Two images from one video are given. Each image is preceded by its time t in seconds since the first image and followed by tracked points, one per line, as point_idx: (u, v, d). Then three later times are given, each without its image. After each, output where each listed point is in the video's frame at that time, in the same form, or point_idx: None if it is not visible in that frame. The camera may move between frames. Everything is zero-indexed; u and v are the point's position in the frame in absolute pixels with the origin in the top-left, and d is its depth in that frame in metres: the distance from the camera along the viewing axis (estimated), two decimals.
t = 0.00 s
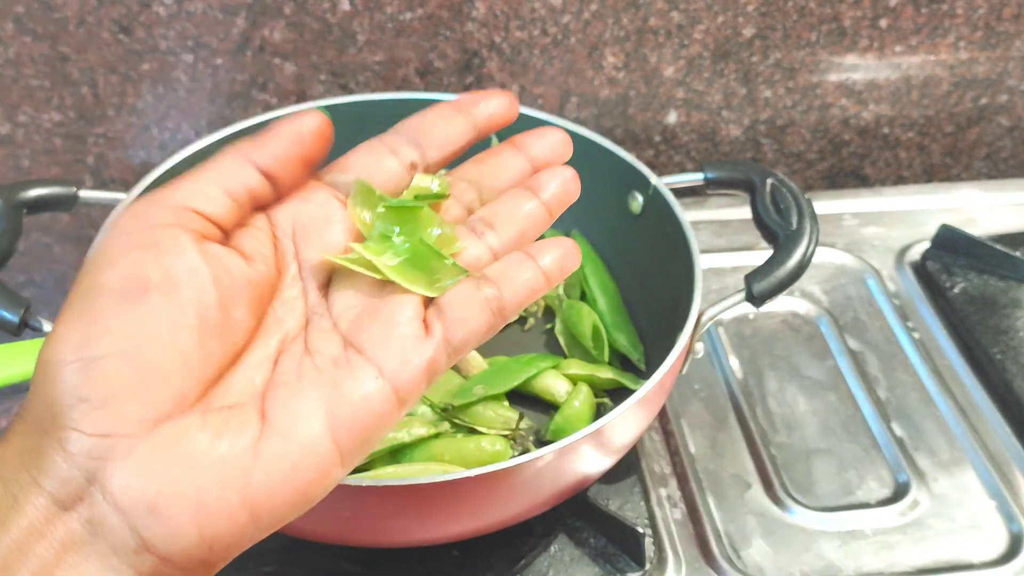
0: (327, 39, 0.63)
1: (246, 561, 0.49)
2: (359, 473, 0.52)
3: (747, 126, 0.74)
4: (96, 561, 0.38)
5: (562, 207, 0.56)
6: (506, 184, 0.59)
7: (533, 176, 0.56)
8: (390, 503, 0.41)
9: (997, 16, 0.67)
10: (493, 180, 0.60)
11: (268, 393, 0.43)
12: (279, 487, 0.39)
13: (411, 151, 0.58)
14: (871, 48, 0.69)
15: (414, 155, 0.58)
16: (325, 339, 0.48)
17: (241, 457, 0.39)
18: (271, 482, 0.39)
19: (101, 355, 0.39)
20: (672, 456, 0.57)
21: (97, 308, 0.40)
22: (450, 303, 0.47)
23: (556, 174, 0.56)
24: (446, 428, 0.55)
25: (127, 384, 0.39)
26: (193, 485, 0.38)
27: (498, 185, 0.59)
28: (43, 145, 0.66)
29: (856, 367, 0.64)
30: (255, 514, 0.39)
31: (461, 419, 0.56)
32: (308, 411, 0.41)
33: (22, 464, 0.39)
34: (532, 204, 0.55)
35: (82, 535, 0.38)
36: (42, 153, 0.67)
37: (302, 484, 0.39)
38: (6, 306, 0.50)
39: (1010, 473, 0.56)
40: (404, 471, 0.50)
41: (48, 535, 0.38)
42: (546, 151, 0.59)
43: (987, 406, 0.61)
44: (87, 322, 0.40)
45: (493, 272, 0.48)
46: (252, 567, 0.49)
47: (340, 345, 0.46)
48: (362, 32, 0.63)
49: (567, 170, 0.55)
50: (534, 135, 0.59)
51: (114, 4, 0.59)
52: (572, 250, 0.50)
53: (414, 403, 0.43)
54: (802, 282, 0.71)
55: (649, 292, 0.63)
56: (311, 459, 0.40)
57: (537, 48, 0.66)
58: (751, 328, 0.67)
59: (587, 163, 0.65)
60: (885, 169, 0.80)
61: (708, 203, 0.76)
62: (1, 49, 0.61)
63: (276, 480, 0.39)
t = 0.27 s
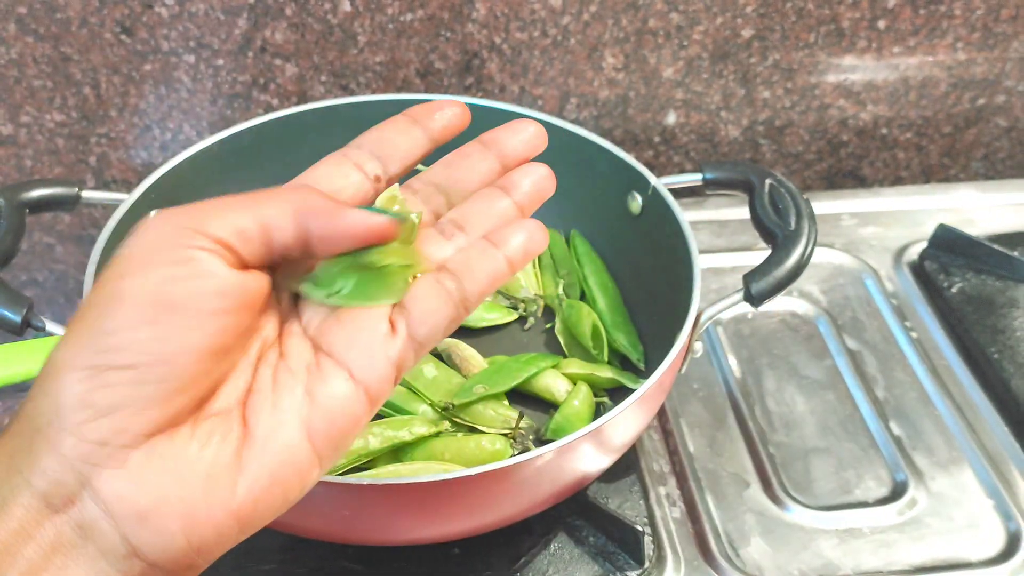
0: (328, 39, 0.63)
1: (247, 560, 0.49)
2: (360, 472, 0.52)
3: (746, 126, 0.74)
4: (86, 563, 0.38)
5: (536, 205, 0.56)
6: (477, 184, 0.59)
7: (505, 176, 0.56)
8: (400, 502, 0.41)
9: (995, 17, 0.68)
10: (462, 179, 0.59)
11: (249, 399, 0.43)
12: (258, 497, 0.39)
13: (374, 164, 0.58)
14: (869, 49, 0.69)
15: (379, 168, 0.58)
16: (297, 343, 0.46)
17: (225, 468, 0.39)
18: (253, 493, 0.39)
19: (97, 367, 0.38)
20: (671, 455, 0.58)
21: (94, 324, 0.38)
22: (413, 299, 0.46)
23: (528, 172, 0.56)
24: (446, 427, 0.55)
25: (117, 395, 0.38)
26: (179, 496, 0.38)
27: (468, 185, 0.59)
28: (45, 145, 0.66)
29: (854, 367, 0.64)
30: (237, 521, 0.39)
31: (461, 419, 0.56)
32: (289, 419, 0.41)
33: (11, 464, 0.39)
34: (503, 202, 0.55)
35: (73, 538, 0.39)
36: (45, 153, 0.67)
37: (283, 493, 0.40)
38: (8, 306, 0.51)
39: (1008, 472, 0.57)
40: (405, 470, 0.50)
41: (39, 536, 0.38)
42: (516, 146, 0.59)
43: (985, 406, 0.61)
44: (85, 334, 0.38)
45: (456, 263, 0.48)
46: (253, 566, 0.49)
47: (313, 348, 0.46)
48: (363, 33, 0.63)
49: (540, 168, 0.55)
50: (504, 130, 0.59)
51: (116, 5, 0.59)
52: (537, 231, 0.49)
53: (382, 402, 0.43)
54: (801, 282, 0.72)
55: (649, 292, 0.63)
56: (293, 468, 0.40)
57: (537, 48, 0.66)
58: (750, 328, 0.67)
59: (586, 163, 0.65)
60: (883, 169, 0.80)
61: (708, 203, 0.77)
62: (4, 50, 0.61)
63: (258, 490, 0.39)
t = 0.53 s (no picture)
0: (328, 40, 0.63)
1: (247, 560, 0.49)
2: (360, 472, 0.52)
3: (746, 126, 0.74)
4: (61, 557, 0.38)
5: (516, 187, 0.56)
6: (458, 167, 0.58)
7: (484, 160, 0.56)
8: (403, 502, 0.41)
9: (995, 16, 0.68)
10: (443, 164, 0.58)
11: (219, 388, 0.43)
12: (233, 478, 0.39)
13: (360, 158, 0.57)
14: (869, 49, 0.69)
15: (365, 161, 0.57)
16: (281, 337, 0.47)
17: (194, 452, 0.39)
18: (224, 475, 0.39)
19: (47, 365, 0.39)
20: (671, 455, 0.58)
21: (37, 325, 0.40)
22: (405, 294, 0.48)
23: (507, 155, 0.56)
24: (446, 427, 0.55)
25: (74, 390, 0.39)
26: (149, 481, 0.38)
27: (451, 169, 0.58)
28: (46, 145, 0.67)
29: (854, 367, 0.64)
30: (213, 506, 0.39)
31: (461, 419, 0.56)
32: (260, 404, 0.41)
33: None
34: (486, 188, 0.55)
35: (47, 534, 0.38)
36: (45, 153, 0.68)
37: (256, 475, 0.40)
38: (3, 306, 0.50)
39: (1008, 472, 0.57)
40: (405, 470, 0.50)
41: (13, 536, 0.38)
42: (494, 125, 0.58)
43: (984, 405, 0.61)
44: (30, 337, 0.40)
45: (447, 261, 0.49)
46: (253, 566, 0.49)
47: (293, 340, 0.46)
48: (363, 33, 0.63)
49: (519, 150, 0.55)
50: (483, 110, 0.57)
51: (116, 5, 0.59)
52: (529, 230, 0.50)
53: (371, 395, 0.44)
54: (801, 282, 0.72)
55: (648, 292, 0.63)
56: (266, 451, 0.40)
57: (537, 49, 0.66)
58: (750, 328, 0.67)
59: (586, 163, 0.65)
60: (883, 169, 0.80)
61: (707, 203, 0.77)
62: (4, 50, 0.61)
63: (229, 473, 0.39)
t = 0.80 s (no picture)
0: (328, 40, 0.63)
1: (248, 560, 0.49)
2: (360, 472, 0.52)
3: (746, 126, 0.74)
4: (64, 559, 0.38)
5: (500, 204, 0.56)
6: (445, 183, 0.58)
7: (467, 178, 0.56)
8: (406, 501, 0.41)
9: (995, 16, 0.68)
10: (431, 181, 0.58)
11: (217, 392, 0.43)
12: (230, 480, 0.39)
13: (352, 177, 0.58)
14: (869, 49, 0.69)
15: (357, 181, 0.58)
16: (276, 347, 0.46)
17: (192, 457, 0.39)
18: (222, 478, 0.39)
19: (44, 375, 0.40)
20: (671, 455, 0.58)
21: (30, 337, 0.40)
22: (400, 304, 0.46)
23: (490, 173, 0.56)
24: (446, 427, 0.55)
25: (70, 398, 0.39)
26: (147, 485, 0.38)
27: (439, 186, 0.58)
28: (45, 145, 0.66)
29: (854, 367, 0.64)
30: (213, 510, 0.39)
31: (461, 419, 0.56)
32: (257, 408, 0.41)
33: None
34: (470, 204, 0.55)
35: (47, 538, 0.38)
36: (45, 153, 0.68)
37: (254, 478, 0.39)
38: None
39: (1007, 471, 0.57)
40: (405, 470, 0.50)
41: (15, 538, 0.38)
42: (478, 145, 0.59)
43: (984, 405, 0.61)
44: (24, 349, 0.40)
45: (438, 273, 0.48)
46: (253, 567, 0.49)
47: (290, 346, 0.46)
48: (363, 33, 0.63)
49: (501, 168, 0.56)
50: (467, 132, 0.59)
51: (116, 5, 0.59)
52: (516, 246, 0.49)
53: (370, 400, 0.44)
54: (801, 282, 0.72)
55: (649, 292, 0.63)
56: (263, 454, 0.40)
57: (537, 49, 0.66)
58: (749, 328, 0.67)
59: (586, 164, 0.65)
60: (883, 169, 0.81)
61: (707, 203, 0.77)
62: (4, 50, 0.61)
63: (227, 476, 0.39)
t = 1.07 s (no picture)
0: (329, 40, 0.63)
1: (248, 560, 0.49)
2: (360, 472, 0.52)
3: (746, 126, 0.74)
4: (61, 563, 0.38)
5: (507, 208, 0.56)
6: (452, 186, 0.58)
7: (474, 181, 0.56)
8: (409, 500, 0.41)
9: (994, 16, 0.68)
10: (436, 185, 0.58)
11: (220, 396, 0.43)
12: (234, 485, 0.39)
13: (360, 181, 0.58)
14: (869, 49, 0.69)
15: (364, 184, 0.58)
16: (280, 351, 0.46)
17: (194, 461, 0.39)
18: (224, 483, 0.39)
19: (46, 376, 0.39)
20: (671, 455, 0.58)
21: (34, 339, 0.40)
22: (404, 310, 0.47)
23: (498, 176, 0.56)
24: (446, 427, 0.55)
25: (71, 400, 0.39)
26: (149, 488, 0.38)
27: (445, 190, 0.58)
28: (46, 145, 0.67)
29: (854, 367, 0.64)
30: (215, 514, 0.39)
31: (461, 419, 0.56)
32: (260, 413, 0.41)
33: None
34: (477, 208, 0.55)
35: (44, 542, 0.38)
36: (46, 153, 0.68)
37: (256, 483, 0.40)
38: None
39: (1007, 471, 0.57)
40: (406, 470, 0.50)
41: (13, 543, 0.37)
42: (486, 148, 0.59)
43: (984, 405, 0.61)
44: (28, 350, 0.40)
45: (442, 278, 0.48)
46: (254, 566, 0.49)
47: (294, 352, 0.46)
48: (363, 34, 0.63)
49: (508, 172, 0.55)
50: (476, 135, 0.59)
51: (117, 5, 0.59)
52: (520, 250, 0.49)
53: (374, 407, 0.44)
54: (801, 282, 0.72)
55: (649, 292, 0.63)
56: (267, 461, 0.40)
57: (537, 49, 0.66)
58: (750, 328, 0.68)
59: (587, 164, 0.65)
60: (882, 169, 0.81)
61: (708, 203, 0.77)
62: (5, 50, 0.61)
63: (230, 481, 0.39)
